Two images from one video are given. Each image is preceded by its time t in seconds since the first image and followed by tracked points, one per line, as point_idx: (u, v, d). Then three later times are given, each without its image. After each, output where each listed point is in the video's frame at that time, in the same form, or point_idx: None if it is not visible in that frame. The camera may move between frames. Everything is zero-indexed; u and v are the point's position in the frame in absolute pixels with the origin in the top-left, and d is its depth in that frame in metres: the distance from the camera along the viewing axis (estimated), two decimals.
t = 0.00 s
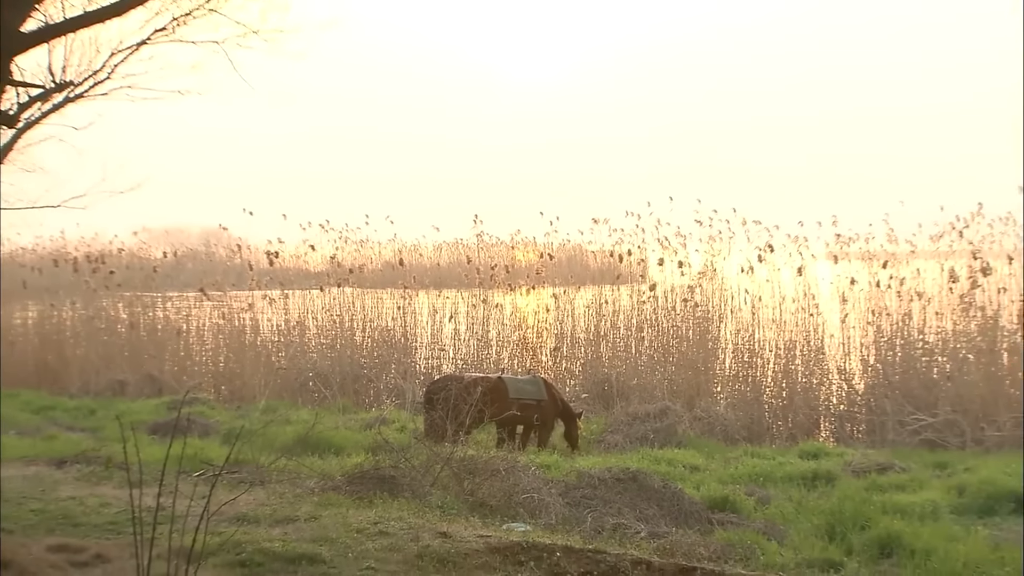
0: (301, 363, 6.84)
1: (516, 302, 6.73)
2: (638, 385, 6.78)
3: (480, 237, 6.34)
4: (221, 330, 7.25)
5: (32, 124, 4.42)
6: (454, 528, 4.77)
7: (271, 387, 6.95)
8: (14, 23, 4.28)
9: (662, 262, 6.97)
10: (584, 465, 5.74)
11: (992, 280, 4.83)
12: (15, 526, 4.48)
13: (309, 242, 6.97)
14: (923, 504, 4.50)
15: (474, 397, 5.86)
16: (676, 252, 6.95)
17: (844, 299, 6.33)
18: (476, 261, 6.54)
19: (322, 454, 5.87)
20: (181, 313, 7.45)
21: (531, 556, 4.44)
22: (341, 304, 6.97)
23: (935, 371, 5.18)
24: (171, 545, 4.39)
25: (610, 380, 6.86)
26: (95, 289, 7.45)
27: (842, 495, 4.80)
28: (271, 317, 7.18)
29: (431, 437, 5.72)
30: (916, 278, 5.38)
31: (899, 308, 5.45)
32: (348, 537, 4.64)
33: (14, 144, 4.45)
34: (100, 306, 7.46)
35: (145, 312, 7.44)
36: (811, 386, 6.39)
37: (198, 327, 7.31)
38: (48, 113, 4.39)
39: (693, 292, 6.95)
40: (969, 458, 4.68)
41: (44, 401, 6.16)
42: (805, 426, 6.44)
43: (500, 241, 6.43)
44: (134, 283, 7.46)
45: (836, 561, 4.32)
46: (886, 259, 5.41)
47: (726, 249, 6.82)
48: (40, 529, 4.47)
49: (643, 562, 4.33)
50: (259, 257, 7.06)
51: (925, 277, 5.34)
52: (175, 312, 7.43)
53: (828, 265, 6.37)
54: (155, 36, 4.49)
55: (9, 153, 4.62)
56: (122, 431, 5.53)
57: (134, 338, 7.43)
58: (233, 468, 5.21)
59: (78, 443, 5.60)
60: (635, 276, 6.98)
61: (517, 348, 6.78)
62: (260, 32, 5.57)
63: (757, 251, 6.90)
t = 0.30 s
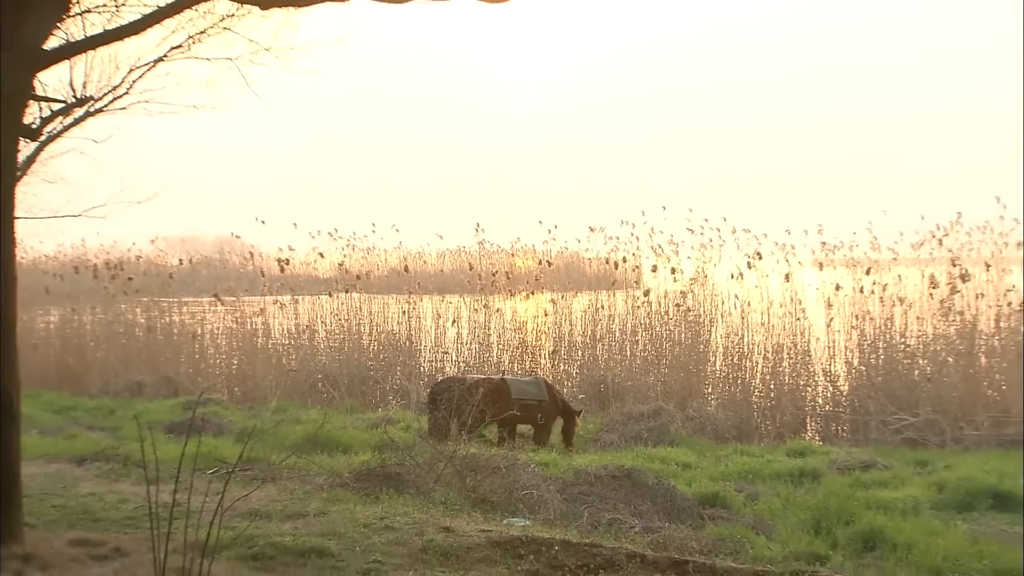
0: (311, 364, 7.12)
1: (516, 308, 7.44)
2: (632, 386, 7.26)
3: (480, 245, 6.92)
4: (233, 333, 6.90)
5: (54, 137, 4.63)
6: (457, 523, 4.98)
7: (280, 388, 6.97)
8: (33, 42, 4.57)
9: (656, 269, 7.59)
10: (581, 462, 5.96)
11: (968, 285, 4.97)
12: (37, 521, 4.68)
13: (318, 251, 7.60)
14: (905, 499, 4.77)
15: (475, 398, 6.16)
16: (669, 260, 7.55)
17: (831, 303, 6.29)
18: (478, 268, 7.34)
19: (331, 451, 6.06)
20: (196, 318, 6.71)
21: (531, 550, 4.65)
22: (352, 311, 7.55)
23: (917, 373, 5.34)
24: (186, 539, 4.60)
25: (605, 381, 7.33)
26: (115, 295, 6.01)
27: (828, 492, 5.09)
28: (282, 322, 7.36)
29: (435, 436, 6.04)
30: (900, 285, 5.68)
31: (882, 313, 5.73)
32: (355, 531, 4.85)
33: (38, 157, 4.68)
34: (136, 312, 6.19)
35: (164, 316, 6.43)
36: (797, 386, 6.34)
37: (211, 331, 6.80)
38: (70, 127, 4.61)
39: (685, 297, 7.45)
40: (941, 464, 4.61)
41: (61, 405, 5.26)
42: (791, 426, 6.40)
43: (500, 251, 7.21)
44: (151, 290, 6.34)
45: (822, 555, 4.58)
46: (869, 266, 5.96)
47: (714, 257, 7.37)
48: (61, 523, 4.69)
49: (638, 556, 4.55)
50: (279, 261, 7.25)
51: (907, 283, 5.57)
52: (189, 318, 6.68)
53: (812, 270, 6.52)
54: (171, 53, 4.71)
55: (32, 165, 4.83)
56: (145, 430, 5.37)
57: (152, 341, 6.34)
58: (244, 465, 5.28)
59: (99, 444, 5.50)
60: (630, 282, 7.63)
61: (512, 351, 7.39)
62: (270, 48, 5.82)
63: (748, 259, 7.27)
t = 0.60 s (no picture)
0: (319, 367, 7.45)
1: (515, 310, 7.84)
2: (627, 388, 7.39)
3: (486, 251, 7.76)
4: (243, 337, 7.50)
5: (71, 148, 4.81)
6: (459, 520, 5.16)
7: (289, 389, 7.29)
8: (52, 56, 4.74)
9: (651, 274, 7.83)
10: (579, 461, 6.12)
11: (952, 291, 5.27)
12: (55, 517, 4.86)
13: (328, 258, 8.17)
14: (891, 496, 5.00)
15: (477, 399, 6.31)
16: (663, 265, 7.81)
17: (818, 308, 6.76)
18: (480, 271, 8.03)
19: (337, 450, 6.29)
20: (209, 322, 7.32)
21: (530, 545, 4.83)
22: (355, 313, 7.91)
23: (901, 375, 5.66)
24: (198, 535, 4.78)
25: (601, 383, 7.47)
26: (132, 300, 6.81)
27: (816, 490, 5.28)
28: (290, 326, 7.88)
29: (438, 434, 6.21)
30: (886, 290, 6.06)
31: (868, 317, 6.16)
32: (361, 527, 5.03)
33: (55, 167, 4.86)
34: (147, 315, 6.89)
35: (175, 320, 7.09)
36: (788, 388, 6.64)
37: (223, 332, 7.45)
38: (87, 138, 4.79)
39: (679, 301, 7.68)
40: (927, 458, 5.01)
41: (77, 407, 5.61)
42: (781, 426, 6.59)
43: (500, 257, 8.04)
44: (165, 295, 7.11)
45: (811, 550, 4.74)
46: (855, 272, 6.32)
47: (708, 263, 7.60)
48: (78, 519, 4.87)
49: (633, 551, 4.72)
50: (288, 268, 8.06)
51: (892, 290, 6.05)
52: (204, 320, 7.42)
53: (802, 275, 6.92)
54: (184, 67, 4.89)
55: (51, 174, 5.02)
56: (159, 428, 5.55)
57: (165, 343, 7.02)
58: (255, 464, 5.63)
59: (115, 443, 5.72)
60: (625, 287, 7.91)
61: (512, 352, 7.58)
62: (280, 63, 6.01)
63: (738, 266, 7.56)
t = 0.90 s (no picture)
0: (327, 367, 7.72)
1: (516, 315, 7.38)
2: (623, 388, 7.54)
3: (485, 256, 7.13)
4: (254, 338, 8.15)
5: (90, 158, 5.02)
6: (461, 515, 5.38)
7: (299, 390, 7.79)
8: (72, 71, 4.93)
9: (645, 280, 7.71)
10: (577, 458, 6.32)
11: (933, 295, 5.58)
12: (74, 512, 5.10)
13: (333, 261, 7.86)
14: (875, 492, 5.21)
15: (479, 399, 6.52)
16: (657, 270, 7.73)
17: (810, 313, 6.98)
18: (480, 278, 7.37)
19: (345, 447, 6.53)
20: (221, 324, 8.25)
21: (529, 539, 5.05)
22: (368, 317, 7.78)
23: (886, 376, 5.95)
24: (210, 529, 4.98)
25: (598, 384, 7.56)
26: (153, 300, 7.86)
27: (804, 486, 5.50)
28: (300, 329, 8.09)
29: (441, 434, 6.49)
30: (868, 294, 6.27)
31: (854, 320, 6.34)
32: (367, 522, 5.25)
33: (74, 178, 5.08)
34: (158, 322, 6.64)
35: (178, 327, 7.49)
36: (776, 388, 7.06)
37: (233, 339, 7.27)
38: (105, 149, 5.01)
39: (672, 306, 7.68)
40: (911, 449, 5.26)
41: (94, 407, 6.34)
42: (771, 424, 7.08)
43: (501, 260, 7.29)
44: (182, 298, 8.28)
45: (799, 543, 4.96)
46: (841, 277, 6.46)
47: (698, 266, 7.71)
48: (96, 515, 5.11)
49: (628, 545, 4.94)
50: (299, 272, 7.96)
51: (875, 293, 6.18)
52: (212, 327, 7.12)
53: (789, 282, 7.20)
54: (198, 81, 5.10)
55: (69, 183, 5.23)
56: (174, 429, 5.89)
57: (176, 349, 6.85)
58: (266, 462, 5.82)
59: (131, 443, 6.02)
60: (621, 291, 7.66)
61: (512, 352, 7.38)
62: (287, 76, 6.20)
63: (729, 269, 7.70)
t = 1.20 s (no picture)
0: (334, 368, 7.85)
1: (516, 317, 7.60)
2: (619, 388, 7.81)
3: (485, 262, 7.31)
4: (264, 341, 7.88)
5: (105, 167, 5.21)
6: (463, 510, 5.58)
7: (307, 390, 7.88)
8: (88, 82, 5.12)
9: (641, 283, 7.76)
10: (574, 455, 6.51)
11: (919, 298, 5.89)
12: (90, 507, 5.30)
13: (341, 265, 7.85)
14: (861, 489, 5.38)
15: (481, 399, 6.70)
16: (652, 274, 7.73)
17: (800, 315, 7.29)
18: (481, 282, 7.54)
19: (351, 445, 6.60)
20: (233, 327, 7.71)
21: (529, 533, 5.25)
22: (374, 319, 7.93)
23: (872, 376, 6.20)
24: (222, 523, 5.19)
25: (595, 383, 7.89)
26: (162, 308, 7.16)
27: (793, 482, 5.66)
28: (308, 331, 8.11)
29: (444, 432, 6.74)
30: (854, 297, 6.47)
31: (840, 322, 6.47)
32: (372, 516, 5.46)
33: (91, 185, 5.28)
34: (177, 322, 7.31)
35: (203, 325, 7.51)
36: (767, 388, 7.33)
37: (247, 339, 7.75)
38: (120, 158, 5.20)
39: (666, 308, 7.80)
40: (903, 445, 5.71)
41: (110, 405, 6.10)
42: (762, 423, 7.32)
43: (501, 264, 7.47)
44: (195, 303, 7.34)
45: (788, 537, 5.17)
46: (828, 281, 6.44)
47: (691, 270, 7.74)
48: (112, 510, 5.31)
49: (624, 539, 5.14)
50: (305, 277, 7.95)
51: (862, 298, 6.37)
52: (225, 328, 7.67)
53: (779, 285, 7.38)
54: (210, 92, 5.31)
55: (85, 191, 5.41)
56: (186, 427, 6.14)
57: (193, 347, 7.45)
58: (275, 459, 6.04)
59: (147, 439, 6.15)
60: (617, 294, 7.80)
61: (513, 353, 7.76)
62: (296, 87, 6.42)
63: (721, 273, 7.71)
